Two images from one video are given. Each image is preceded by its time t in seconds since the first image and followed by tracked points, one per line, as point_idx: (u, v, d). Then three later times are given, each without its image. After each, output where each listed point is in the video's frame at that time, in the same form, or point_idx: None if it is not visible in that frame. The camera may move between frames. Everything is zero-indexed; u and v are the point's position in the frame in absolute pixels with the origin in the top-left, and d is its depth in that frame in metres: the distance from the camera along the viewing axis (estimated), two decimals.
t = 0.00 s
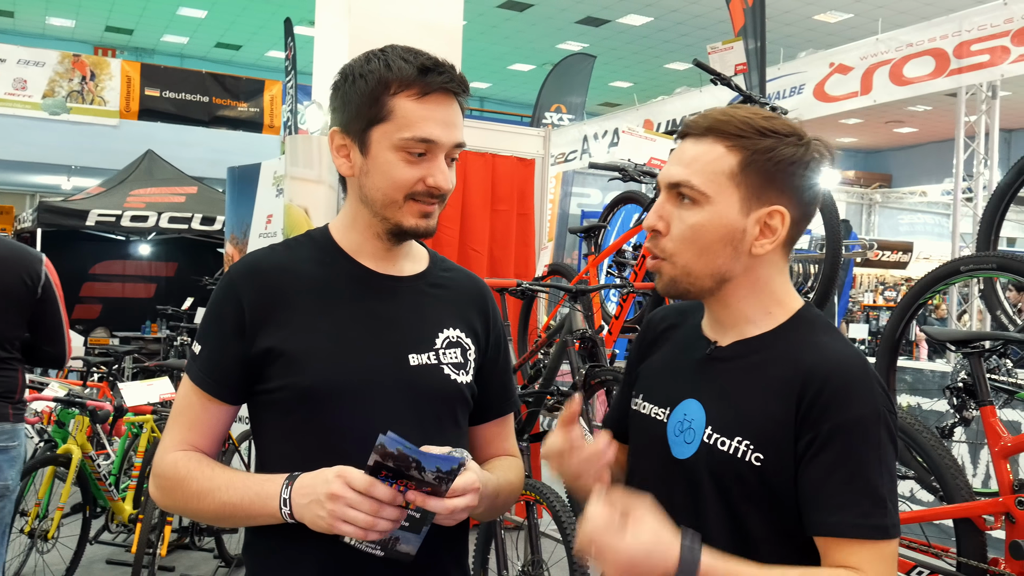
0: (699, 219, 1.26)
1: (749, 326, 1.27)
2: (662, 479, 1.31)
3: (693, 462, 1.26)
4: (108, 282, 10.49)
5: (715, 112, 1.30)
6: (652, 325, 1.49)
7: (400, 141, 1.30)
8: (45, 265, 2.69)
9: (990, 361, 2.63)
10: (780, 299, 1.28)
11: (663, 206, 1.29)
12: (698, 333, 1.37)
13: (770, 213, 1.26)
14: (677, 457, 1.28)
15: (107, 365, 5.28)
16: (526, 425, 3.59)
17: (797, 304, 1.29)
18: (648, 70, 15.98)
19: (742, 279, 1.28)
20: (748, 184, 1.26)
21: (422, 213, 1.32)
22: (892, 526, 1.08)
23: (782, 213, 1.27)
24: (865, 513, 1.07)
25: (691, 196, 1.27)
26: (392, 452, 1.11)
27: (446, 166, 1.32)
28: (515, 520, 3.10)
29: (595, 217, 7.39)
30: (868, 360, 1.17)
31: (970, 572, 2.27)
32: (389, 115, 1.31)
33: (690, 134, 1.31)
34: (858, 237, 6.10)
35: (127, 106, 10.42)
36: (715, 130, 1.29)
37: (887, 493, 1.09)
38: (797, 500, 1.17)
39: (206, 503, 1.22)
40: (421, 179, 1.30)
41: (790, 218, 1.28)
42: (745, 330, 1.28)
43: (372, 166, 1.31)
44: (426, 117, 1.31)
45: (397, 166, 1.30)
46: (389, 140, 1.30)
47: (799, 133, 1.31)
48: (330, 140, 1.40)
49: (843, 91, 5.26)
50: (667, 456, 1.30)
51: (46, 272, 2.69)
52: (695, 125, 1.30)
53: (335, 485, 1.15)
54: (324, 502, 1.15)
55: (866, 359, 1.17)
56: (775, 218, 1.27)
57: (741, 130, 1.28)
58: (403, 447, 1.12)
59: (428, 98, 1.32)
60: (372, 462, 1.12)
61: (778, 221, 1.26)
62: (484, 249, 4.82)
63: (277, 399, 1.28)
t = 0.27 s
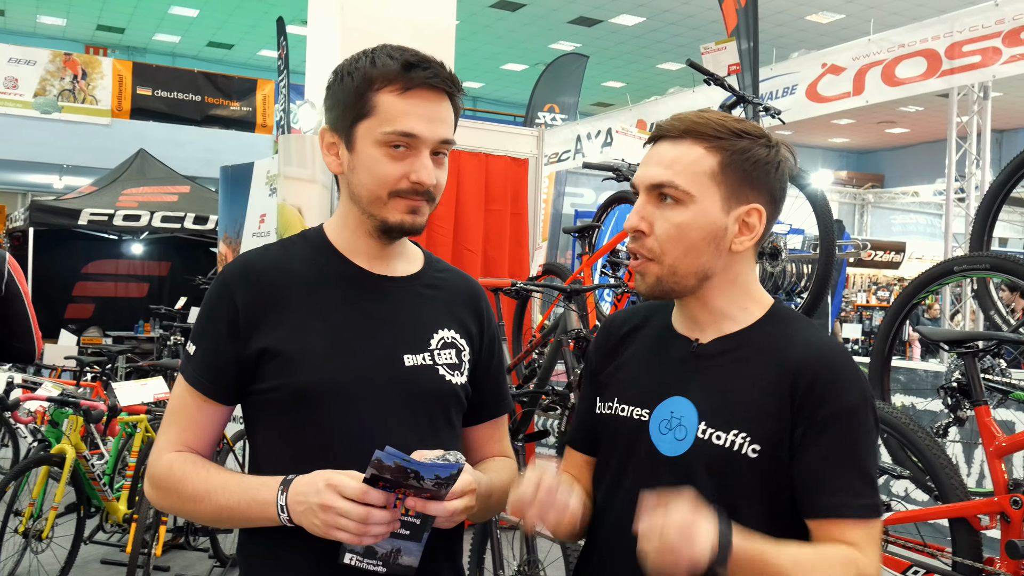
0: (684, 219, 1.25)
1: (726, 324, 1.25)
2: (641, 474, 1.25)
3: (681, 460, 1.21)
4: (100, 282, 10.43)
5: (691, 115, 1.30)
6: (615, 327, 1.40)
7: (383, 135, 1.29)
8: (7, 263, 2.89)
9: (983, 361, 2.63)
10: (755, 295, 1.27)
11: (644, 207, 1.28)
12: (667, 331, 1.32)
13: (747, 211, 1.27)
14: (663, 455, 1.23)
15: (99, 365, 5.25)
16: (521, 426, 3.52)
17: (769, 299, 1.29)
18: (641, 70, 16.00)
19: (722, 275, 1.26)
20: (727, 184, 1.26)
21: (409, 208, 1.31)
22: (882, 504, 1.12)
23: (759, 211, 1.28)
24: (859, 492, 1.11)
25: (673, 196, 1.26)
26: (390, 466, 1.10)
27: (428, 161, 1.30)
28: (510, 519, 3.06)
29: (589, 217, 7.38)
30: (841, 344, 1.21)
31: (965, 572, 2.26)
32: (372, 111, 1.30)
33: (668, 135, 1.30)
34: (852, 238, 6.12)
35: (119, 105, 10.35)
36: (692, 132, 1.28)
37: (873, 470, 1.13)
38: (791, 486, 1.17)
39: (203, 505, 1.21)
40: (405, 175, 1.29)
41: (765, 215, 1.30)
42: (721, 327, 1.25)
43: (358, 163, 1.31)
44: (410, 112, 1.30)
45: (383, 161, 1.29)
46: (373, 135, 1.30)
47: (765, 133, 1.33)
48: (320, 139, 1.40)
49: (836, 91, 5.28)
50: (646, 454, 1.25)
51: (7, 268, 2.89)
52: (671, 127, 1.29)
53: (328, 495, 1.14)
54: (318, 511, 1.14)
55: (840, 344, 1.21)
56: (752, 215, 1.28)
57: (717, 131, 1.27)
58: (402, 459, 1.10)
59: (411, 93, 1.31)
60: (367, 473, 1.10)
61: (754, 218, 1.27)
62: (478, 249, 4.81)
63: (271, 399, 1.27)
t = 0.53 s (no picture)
0: (682, 210, 1.22)
1: (706, 317, 1.25)
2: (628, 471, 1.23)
3: (679, 453, 1.19)
4: (103, 280, 10.45)
5: (678, 110, 1.28)
6: (589, 323, 1.36)
7: (366, 128, 1.31)
8: None
9: (986, 362, 2.62)
10: (732, 290, 1.28)
11: (639, 199, 1.23)
12: (645, 326, 1.30)
13: (734, 204, 1.28)
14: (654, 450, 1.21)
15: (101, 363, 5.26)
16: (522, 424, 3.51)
17: (746, 293, 1.30)
18: (644, 70, 15.98)
19: (713, 265, 1.25)
20: (718, 176, 1.25)
21: (396, 202, 1.31)
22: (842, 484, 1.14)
23: (744, 204, 1.28)
24: (820, 471, 1.13)
25: (670, 188, 1.23)
26: (385, 450, 1.13)
27: (409, 152, 1.30)
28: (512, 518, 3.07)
29: (590, 217, 7.38)
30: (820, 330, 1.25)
31: (965, 573, 2.26)
32: (355, 107, 1.33)
33: (657, 129, 1.27)
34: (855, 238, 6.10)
35: (122, 103, 10.37)
36: (683, 126, 1.26)
37: (837, 456, 1.14)
38: (756, 462, 1.18)
39: (204, 500, 1.22)
40: (387, 168, 1.30)
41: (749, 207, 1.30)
42: (701, 320, 1.25)
43: (347, 159, 1.33)
44: (394, 106, 1.31)
45: (369, 155, 1.31)
46: (358, 129, 1.32)
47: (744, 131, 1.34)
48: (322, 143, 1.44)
49: (839, 91, 5.27)
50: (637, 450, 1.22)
51: None
52: (662, 121, 1.26)
53: (325, 488, 1.14)
54: (315, 504, 1.14)
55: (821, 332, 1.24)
56: (738, 208, 1.28)
57: (702, 125, 1.26)
58: (398, 442, 1.13)
59: (395, 86, 1.32)
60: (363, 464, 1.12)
61: (740, 211, 1.28)
62: (480, 248, 4.82)
63: (271, 396, 1.28)
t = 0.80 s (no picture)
0: (680, 204, 1.23)
1: (684, 310, 1.25)
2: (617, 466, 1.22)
3: (663, 448, 1.18)
4: (104, 279, 10.47)
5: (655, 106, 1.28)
6: (563, 338, 1.35)
7: (368, 128, 1.31)
8: None
9: (985, 362, 2.62)
10: (703, 279, 1.28)
11: (637, 196, 1.23)
12: (622, 327, 1.29)
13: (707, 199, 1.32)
14: (637, 446, 1.20)
15: (102, 362, 5.25)
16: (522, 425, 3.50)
17: (715, 281, 1.31)
18: (645, 69, 15.98)
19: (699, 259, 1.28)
20: (700, 170, 1.28)
21: (396, 201, 1.31)
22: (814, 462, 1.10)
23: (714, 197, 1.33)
24: (787, 446, 1.10)
25: (668, 181, 1.23)
26: (370, 442, 1.12)
27: (409, 151, 1.31)
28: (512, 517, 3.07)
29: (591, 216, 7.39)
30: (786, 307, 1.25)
31: (965, 572, 2.26)
32: (356, 107, 1.33)
33: (636, 126, 1.25)
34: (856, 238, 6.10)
35: (123, 102, 10.37)
36: (665, 122, 1.26)
37: (812, 428, 1.12)
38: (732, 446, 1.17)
39: (198, 492, 1.22)
40: (387, 167, 1.30)
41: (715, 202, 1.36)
42: (680, 314, 1.25)
43: (350, 159, 1.32)
44: (395, 104, 1.31)
45: (375, 153, 1.31)
46: (359, 129, 1.32)
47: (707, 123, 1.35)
48: (322, 147, 1.43)
49: (840, 91, 5.28)
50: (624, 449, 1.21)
51: None
52: (643, 118, 1.25)
53: (313, 479, 1.14)
54: (304, 494, 1.14)
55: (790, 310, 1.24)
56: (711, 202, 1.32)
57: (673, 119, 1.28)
58: (383, 433, 1.13)
59: (396, 86, 1.32)
60: (349, 455, 1.12)
61: (713, 204, 1.32)
62: (481, 247, 4.82)
63: (270, 393, 1.28)
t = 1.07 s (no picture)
0: (660, 202, 1.23)
1: (670, 306, 1.25)
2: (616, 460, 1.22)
3: (659, 445, 1.18)
4: (111, 277, 10.53)
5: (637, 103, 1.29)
6: (551, 340, 1.34)
7: (376, 126, 1.32)
8: None
9: (992, 360, 2.64)
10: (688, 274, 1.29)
11: (618, 195, 1.23)
12: (607, 327, 1.29)
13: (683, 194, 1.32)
14: (633, 444, 1.20)
15: (110, 360, 5.29)
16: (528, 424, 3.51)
17: (700, 276, 1.31)
18: (652, 67, 15.94)
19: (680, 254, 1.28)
20: (678, 168, 1.28)
21: (404, 199, 1.31)
22: (810, 448, 1.11)
23: (690, 192, 1.34)
24: (784, 437, 1.11)
25: (646, 178, 1.23)
26: (372, 438, 1.13)
27: (418, 150, 1.31)
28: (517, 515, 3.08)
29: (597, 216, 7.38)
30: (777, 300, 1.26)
31: (971, 571, 2.26)
32: (367, 104, 1.33)
33: (612, 125, 1.25)
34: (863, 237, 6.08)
35: (131, 101, 10.38)
36: (643, 120, 1.26)
37: (806, 417, 1.13)
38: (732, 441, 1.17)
39: (200, 485, 1.23)
40: (396, 165, 1.31)
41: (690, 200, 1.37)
42: (666, 310, 1.25)
43: (358, 157, 1.34)
44: (400, 102, 1.32)
45: (380, 152, 1.32)
46: (368, 127, 1.33)
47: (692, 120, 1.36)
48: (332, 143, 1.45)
49: (847, 89, 5.27)
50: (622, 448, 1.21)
51: None
52: (617, 117, 1.25)
53: (314, 473, 1.15)
54: (306, 488, 1.15)
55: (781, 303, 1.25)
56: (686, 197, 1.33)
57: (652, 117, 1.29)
58: (384, 429, 1.14)
59: (405, 84, 1.33)
60: (350, 451, 1.12)
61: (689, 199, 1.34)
62: (488, 245, 4.82)
63: (275, 388, 1.29)
